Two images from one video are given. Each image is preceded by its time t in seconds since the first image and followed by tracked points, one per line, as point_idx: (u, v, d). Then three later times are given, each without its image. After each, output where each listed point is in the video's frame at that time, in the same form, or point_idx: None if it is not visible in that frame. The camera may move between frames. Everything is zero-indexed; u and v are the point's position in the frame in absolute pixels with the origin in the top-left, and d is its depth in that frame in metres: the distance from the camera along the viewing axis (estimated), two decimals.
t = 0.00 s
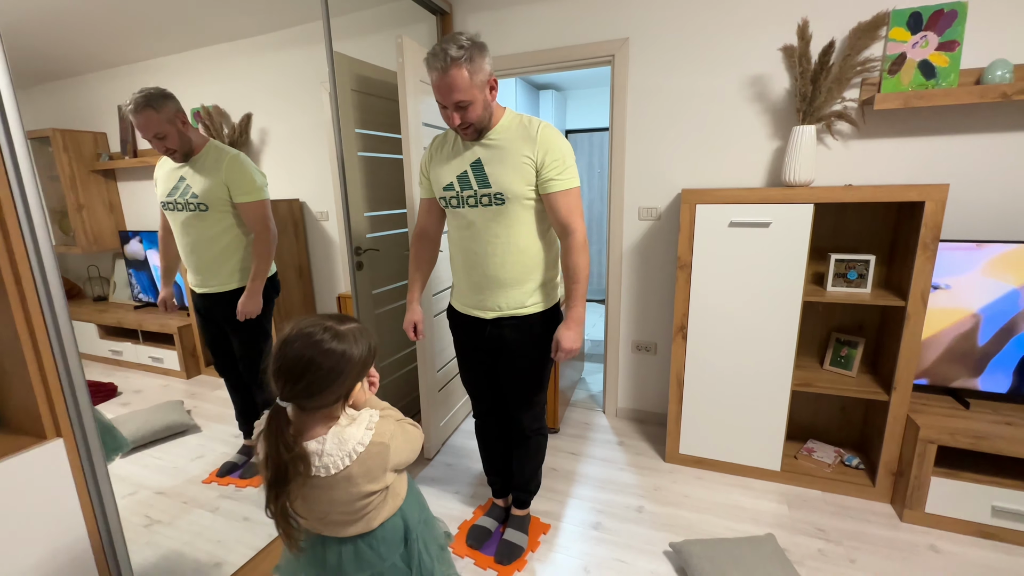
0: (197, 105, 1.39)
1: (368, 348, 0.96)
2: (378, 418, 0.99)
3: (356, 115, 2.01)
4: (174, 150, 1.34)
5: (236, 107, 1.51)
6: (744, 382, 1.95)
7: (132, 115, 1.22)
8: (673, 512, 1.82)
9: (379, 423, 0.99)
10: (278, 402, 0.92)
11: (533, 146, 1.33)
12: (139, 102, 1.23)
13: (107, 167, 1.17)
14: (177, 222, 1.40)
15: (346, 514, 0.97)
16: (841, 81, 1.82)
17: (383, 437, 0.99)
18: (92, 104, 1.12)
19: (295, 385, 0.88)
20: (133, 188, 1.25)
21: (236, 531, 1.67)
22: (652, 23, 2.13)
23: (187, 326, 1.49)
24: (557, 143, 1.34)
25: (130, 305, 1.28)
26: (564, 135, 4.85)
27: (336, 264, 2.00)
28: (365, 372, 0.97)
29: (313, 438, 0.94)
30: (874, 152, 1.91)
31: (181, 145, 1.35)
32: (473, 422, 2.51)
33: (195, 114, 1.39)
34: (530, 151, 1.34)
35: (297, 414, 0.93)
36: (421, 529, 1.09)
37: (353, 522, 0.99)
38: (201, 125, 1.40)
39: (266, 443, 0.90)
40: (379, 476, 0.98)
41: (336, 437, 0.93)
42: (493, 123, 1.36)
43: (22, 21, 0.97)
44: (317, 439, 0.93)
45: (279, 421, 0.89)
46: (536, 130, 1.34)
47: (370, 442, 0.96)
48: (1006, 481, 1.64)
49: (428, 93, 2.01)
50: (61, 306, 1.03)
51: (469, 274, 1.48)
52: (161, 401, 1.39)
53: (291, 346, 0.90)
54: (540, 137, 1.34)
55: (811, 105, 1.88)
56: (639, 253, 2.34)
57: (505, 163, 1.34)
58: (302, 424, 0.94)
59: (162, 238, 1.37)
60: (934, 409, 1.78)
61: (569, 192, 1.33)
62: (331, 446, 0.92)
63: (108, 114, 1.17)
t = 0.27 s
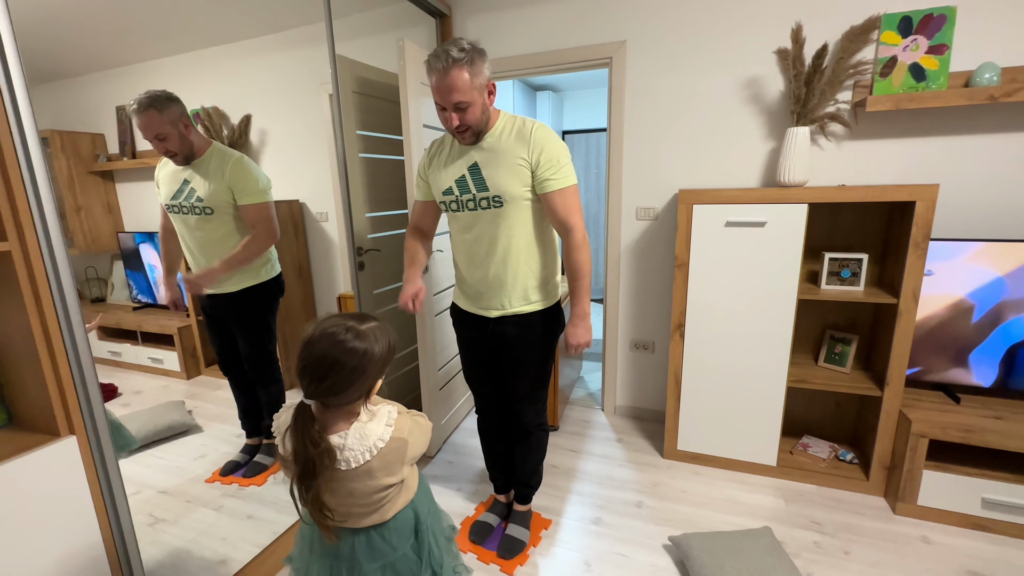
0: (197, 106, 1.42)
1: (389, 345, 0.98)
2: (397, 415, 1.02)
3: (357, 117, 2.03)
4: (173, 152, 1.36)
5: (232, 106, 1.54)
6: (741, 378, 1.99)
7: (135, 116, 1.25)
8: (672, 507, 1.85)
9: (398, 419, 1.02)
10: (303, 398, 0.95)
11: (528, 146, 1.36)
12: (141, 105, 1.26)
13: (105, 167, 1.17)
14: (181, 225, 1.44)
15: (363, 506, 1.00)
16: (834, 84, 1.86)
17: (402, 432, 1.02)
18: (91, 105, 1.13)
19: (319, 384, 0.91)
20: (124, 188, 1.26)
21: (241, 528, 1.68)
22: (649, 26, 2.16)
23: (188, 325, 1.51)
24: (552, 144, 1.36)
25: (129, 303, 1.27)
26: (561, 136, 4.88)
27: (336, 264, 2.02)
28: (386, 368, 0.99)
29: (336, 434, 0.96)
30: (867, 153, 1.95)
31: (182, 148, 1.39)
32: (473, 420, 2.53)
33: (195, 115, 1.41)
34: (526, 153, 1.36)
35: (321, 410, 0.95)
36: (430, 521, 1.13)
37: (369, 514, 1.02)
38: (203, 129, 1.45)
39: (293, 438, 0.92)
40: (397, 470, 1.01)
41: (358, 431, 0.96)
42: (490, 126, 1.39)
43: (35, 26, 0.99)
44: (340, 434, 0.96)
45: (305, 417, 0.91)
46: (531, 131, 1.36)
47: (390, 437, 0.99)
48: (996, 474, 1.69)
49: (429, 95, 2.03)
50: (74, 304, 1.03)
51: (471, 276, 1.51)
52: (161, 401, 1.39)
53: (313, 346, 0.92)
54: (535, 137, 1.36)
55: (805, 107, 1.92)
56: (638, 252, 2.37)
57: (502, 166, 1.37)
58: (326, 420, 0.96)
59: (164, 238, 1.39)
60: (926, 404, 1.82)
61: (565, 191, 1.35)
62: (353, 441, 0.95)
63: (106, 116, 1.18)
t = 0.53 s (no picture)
0: (207, 108, 1.44)
1: (413, 344, 1.01)
2: (419, 410, 1.06)
3: (364, 118, 2.06)
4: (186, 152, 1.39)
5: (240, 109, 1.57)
6: (742, 375, 2.02)
7: (152, 116, 1.28)
8: (675, 501, 1.89)
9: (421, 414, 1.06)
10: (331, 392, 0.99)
11: (534, 144, 1.39)
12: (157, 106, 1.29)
13: (110, 168, 1.14)
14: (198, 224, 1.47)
15: (382, 499, 1.03)
16: (834, 85, 1.89)
17: (422, 428, 1.06)
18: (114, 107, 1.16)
19: (348, 378, 0.94)
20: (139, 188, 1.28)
21: (251, 523, 1.71)
22: (651, 28, 2.19)
23: (194, 325, 1.50)
24: (556, 142, 1.39)
25: (135, 305, 1.25)
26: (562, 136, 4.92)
27: (341, 264, 2.04)
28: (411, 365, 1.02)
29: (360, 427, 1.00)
30: (865, 153, 1.98)
31: (195, 149, 1.42)
32: (477, 417, 2.56)
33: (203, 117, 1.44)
34: (531, 152, 1.39)
35: (348, 404, 0.99)
36: (445, 513, 1.16)
37: (387, 506, 1.05)
38: (213, 130, 1.48)
39: (321, 429, 0.96)
40: (416, 464, 1.04)
41: (381, 424, 1.00)
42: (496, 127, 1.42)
43: (61, 33, 1.02)
44: (363, 428, 0.99)
45: (332, 409, 0.95)
46: (535, 129, 1.40)
47: (411, 432, 1.03)
48: (992, 467, 1.72)
49: (435, 96, 2.06)
50: (97, 302, 1.06)
51: (479, 274, 1.54)
52: (169, 401, 1.38)
53: (343, 342, 0.95)
54: (540, 135, 1.39)
55: (804, 109, 1.95)
56: (640, 252, 2.41)
57: (508, 164, 1.40)
58: (353, 413, 1.00)
59: (173, 235, 1.39)
60: (923, 399, 1.86)
61: (569, 187, 1.39)
62: (377, 434, 0.99)
63: (123, 116, 1.19)
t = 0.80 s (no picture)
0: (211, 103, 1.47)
1: (423, 338, 1.04)
2: (433, 404, 1.08)
3: (370, 118, 2.09)
4: (188, 141, 1.40)
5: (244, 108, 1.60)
6: (744, 372, 2.04)
7: (171, 101, 1.33)
8: (678, 497, 1.91)
9: (434, 407, 1.09)
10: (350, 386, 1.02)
11: (544, 146, 1.41)
12: (176, 95, 1.34)
13: (117, 168, 1.16)
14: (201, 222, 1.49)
15: (396, 488, 1.06)
16: (836, 85, 1.91)
17: (436, 422, 1.08)
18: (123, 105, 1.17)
19: (364, 373, 0.97)
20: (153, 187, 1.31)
21: (261, 517, 1.74)
22: (654, 28, 2.21)
23: (201, 323, 1.52)
24: (567, 144, 1.42)
25: (141, 303, 1.27)
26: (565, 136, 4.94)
27: (346, 262, 2.07)
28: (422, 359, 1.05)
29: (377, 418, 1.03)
30: (867, 152, 2.00)
31: (196, 140, 1.42)
32: (482, 414, 2.59)
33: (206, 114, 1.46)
34: (542, 153, 1.42)
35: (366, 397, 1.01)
36: (456, 507, 1.18)
37: (401, 496, 1.08)
38: (221, 130, 1.52)
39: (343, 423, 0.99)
40: (429, 455, 1.07)
41: (396, 416, 1.03)
42: (505, 121, 1.45)
43: (81, 36, 1.05)
44: (380, 418, 1.02)
45: (353, 403, 0.98)
46: (546, 132, 1.42)
47: (425, 424, 1.05)
48: (993, 464, 1.74)
49: (441, 97, 2.08)
50: (115, 298, 1.09)
51: (486, 272, 1.55)
52: (177, 397, 1.40)
53: (356, 338, 0.98)
54: (551, 138, 1.42)
55: (807, 109, 1.97)
56: (643, 250, 2.43)
57: (520, 165, 1.42)
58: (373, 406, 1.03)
59: (186, 235, 1.45)
60: (925, 396, 1.88)
61: (578, 189, 1.42)
62: (393, 424, 1.02)
63: (131, 116, 1.21)
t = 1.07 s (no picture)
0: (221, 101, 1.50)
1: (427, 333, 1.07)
2: (440, 395, 1.12)
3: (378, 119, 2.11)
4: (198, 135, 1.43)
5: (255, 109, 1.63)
6: (749, 373, 2.04)
7: (191, 96, 1.40)
8: (682, 496, 1.91)
9: (441, 398, 1.12)
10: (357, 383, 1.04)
11: (555, 143, 1.44)
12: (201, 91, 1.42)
13: (130, 168, 1.20)
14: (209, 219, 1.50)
15: (405, 480, 1.07)
16: (843, 85, 1.90)
17: (444, 412, 1.12)
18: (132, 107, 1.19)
19: (373, 369, 1.00)
20: (165, 187, 1.34)
21: (269, 512, 1.77)
22: (660, 29, 2.21)
23: (212, 321, 1.55)
24: (577, 144, 1.45)
25: (154, 301, 1.30)
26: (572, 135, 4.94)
27: (354, 261, 2.10)
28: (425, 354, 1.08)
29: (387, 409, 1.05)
30: (874, 152, 1.99)
31: (205, 135, 1.45)
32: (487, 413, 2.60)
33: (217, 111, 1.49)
34: (553, 150, 1.43)
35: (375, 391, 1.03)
36: (462, 500, 1.20)
37: (410, 487, 1.09)
38: (234, 129, 1.56)
39: (354, 417, 1.00)
40: (438, 444, 1.10)
41: (406, 406, 1.06)
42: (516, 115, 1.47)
43: (96, 41, 1.07)
44: (391, 408, 1.05)
45: (365, 398, 0.99)
46: (556, 131, 1.45)
47: (434, 413, 1.09)
48: (1000, 466, 1.73)
49: (448, 97, 2.10)
50: (130, 297, 1.12)
51: (490, 267, 1.55)
52: (187, 394, 1.43)
53: (362, 335, 1.00)
54: (561, 136, 1.44)
55: (813, 109, 1.96)
56: (649, 250, 2.43)
57: (530, 161, 1.43)
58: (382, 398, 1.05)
59: (200, 235, 1.48)
60: (932, 398, 1.87)
61: (586, 188, 1.44)
62: (403, 413, 1.04)
63: (140, 118, 1.23)
